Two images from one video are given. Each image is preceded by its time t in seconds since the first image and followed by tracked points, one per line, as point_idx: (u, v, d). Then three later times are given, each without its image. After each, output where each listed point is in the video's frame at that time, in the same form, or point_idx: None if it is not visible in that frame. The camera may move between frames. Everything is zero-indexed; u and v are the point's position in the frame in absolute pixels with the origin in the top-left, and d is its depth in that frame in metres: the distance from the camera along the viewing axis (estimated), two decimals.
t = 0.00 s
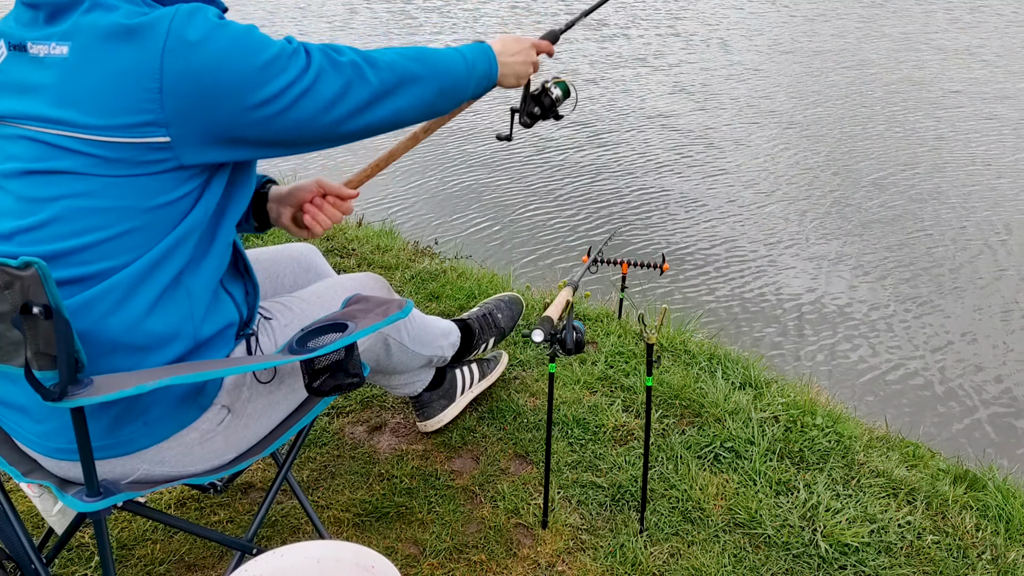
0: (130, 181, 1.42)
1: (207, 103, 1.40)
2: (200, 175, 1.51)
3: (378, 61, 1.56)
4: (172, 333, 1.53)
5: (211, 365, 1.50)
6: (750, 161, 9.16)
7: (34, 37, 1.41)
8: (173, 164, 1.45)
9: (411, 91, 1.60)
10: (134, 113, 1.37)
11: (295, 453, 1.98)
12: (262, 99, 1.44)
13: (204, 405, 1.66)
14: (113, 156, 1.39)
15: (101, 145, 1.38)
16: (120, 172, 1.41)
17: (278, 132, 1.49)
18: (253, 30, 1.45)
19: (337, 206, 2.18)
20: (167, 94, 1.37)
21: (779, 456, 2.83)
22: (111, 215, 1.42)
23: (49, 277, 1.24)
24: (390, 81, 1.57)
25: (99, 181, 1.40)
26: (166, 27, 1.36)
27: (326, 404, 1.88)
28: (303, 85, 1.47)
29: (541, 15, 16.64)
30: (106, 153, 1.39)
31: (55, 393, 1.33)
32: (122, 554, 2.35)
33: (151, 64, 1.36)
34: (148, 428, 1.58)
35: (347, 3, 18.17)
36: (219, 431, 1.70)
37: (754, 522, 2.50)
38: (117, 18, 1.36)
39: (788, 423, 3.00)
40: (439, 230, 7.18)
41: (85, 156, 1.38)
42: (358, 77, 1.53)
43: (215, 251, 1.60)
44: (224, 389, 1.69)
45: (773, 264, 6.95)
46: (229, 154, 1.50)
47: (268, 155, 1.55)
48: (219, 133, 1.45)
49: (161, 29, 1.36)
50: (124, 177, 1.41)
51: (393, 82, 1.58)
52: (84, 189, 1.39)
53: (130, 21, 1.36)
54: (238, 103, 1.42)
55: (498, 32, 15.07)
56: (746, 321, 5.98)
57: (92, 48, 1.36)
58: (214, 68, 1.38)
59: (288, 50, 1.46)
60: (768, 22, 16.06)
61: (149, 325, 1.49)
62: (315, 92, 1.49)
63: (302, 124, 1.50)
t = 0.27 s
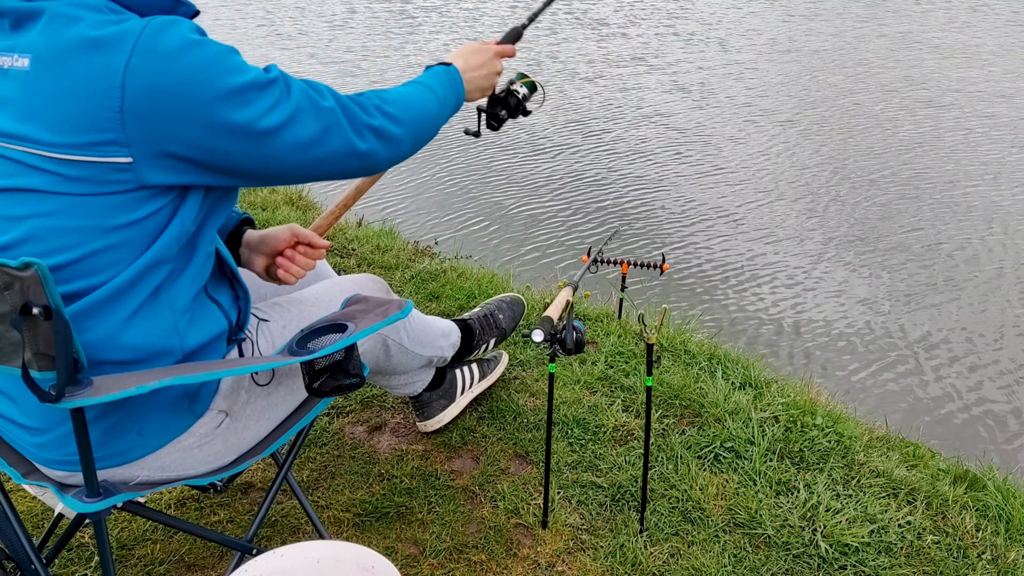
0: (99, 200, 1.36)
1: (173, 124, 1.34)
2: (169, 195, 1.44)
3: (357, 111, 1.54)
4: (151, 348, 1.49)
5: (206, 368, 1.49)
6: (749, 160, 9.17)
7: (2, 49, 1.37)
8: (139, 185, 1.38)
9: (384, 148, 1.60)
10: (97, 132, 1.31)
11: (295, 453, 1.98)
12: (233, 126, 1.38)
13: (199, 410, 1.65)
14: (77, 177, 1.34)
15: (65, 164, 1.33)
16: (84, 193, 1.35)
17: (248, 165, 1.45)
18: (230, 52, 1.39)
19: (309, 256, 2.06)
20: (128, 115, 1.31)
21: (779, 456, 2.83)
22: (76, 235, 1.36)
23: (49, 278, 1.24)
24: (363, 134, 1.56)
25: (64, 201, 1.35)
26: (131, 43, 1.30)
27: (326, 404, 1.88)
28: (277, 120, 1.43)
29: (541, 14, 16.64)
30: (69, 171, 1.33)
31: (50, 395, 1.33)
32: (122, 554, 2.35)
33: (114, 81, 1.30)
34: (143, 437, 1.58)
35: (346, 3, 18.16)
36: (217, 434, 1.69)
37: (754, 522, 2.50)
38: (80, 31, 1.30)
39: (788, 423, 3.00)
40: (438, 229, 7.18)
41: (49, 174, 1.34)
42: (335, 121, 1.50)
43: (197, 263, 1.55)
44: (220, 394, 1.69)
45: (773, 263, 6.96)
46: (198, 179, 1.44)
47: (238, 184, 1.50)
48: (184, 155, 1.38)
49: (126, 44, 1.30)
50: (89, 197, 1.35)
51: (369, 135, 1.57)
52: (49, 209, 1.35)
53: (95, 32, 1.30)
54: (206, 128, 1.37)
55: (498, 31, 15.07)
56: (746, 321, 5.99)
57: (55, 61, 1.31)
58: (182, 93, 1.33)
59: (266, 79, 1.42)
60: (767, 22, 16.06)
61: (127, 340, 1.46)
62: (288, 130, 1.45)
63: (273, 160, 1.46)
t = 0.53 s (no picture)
0: (75, 216, 1.33)
1: (144, 141, 1.30)
2: (145, 209, 1.40)
3: (335, 132, 1.51)
4: (135, 357, 1.48)
5: (204, 369, 1.49)
6: (749, 160, 9.18)
7: None
8: (111, 201, 1.34)
9: (359, 169, 1.57)
10: (66, 146, 1.27)
11: (295, 452, 1.98)
12: (207, 146, 1.35)
13: (195, 413, 1.65)
14: (48, 192, 1.30)
15: (36, 179, 1.29)
16: (56, 209, 1.32)
17: (221, 184, 1.41)
18: (206, 66, 1.35)
19: (300, 267, 2.11)
20: (98, 130, 1.27)
21: (779, 456, 2.83)
22: (48, 251, 1.33)
23: (49, 278, 1.24)
24: (340, 156, 1.52)
25: (36, 216, 1.32)
26: (101, 56, 1.25)
27: (326, 404, 1.88)
28: (252, 140, 1.39)
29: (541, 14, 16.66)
30: (41, 187, 1.30)
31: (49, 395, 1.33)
32: (122, 554, 2.35)
33: (82, 96, 1.25)
34: (139, 442, 1.58)
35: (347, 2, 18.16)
36: (216, 435, 1.70)
37: (754, 523, 2.50)
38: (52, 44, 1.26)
39: (788, 423, 3.00)
40: (439, 229, 7.18)
41: (23, 190, 1.30)
42: (313, 143, 1.46)
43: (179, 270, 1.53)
44: (218, 395, 1.69)
45: (773, 263, 6.96)
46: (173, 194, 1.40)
47: (213, 200, 1.47)
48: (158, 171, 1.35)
49: (95, 57, 1.25)
50: (61, 212, 1.32)
51: (345, 157, 1.53)
52: (20, 225, 1.32)
53: (66, 44, 1.25)
54: (179, 146, 1.33)
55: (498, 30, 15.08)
56: (746, 321, 5.99)
57: (25, 73, 1.27)
58: (154, 109, 1.29)
59: (241, 96, 1.37)
60: (767, 21, 16.06)
61: (111, 346, 1.44)
62: (264, 150, 1.41)
63: (247, 181, 1.42)
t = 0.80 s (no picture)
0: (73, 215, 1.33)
1: (140, 139, 1.30)
2: (141, 209, 1.40)
3: (331, 127, 1.51)
4: (134, 356, 1.48)
5: (205, 368, 1.49)
6: (749, 159, 9.18)
7: None
8: (107, 201, 1.34)
9: (354, 164, 1.58)
10: (62, 147, 1.27)
11: (295, 452, 1.98)
12: (203, 142, 1.35)
13: (195, 413, 1.65)
14: (45, 192, 1.30)
15: (32, 180, 1.29)
16: (52, 209, 1.31)
17: (217, 182, 1.41)
18: (200, 63, 1.35)
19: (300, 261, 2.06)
20: (92, 130, 1.27)
21: (779, 456, 2.83)
22: (45, 252, 1.33)
23: (49, 278, 1.24)
24: (335, 151, 1.52)
25: (32, 217, 1.32)
26: (94, 55, 1.25)
27: (326, 405, 1.88)
28: (248, 137, 1.39)
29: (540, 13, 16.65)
30: (37, 187, 1.30)
31: (53, 394, 1.33)
32: (122, 554, 2.35)
33: (76, 96, 1.25)
34: (139, 442, 1.57)
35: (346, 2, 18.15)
36: (216, 435, 1.69)
37: (754, 523, 2.50)
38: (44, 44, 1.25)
39: (788, 423, 3.00)
40: (438, 229, 7.18)
41: (19, 191, 1.30)
42: (308, 138, 1.46)
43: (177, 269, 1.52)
44: (218, 395, 1.69)
45: (773, 263, 6.96)
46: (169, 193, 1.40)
47: (210, 198, 1.47)
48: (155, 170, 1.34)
49: (88, 56, 1.25)
50: (58, 213, 1.32)
51: (340, 152, 1.53)
52: (16, 226, 1.32)
53: (58, 45, 1.25)
54: (175, 144, 1.33)
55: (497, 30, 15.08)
56: (746, 321, 5.99)
57: (17, 76, 1.26)
58: (149, 108, 1.29)
59: (235, 92, 1.37)
60: (766, 20, 16.06)
61: (110, 345, 1.44)
62: (260, 147, 1.41)
63: (243, 177, 1.42)
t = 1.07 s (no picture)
0: (75, 212, 1.33)
1: (142, 136, 1.30)
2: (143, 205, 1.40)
3: (333, 120, 1.51)
4: (135, 353, 1.48)
5: (205, 367, 1.49)
6: (749, 159, 9.18)
7: None
8: (109, 197, 1.34)
9: (356, 157, 1.57)
10: (64, 144, 1.27)
11: (295, 452, 1.98)
12: (205, 138, 1.35)
13: (195, 412, 1.65)
14: (47, 189, 1.30)
15: (34, 177, 1.29)
16: (54, 206, 1.31)
17: (219, 176, 1.41)
18: (200, 59, 1.35)
19: (298, 255, 2.09)
20: (95, 128, 1.27)
21: (779, 455, 2.83)
22: (47, 249, 1.33)
23: (49, 278, 1.24)
24: (337, 143, 1.52)
25: (34, 215, 1.32)
26: (95, 53, 1.25)
27: (326, 404, 1.88)
28: (250, 131, 1.39)
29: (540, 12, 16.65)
30: (39, 185, 1.29)
31: (56, 393, 1.34)
32: (121, 554, 2.35)
33: (78, 93, 1.25)
34: (139, 441, 1.57)
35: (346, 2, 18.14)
36: (217, 434, 1.70)
37: (754, 522, 2.50)
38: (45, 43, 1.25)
39: (788, 423, 3.00)
40: (438, 229, 7.18)
41: (21, 188, 1.30)
42: (309, 131, 1.46)
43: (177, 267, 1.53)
44: (218, 395, 1.69)
45: (773, 263, 6.96)
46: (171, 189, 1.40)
47: (212, 194, 1.47)
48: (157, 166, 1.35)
49: (90, 54, 1.25)
50: (61, 211, 1.32)
51: (343, 144, 1.53)
52: (18, 224, 1.32)
53: (59, 44, 1.25)
54: (177, 140, 1.33)
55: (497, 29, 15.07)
56: (746, 321, 5.98)
57: (20, 75, 1.26)
58: (151, 104, 1.29)
59: (236, 87, 1.37)
60: (766, 19, 16.04)
61: (111, 344, 1.44)
62: (262, 141, 1.41)
63: (246, 171, 1.42)
